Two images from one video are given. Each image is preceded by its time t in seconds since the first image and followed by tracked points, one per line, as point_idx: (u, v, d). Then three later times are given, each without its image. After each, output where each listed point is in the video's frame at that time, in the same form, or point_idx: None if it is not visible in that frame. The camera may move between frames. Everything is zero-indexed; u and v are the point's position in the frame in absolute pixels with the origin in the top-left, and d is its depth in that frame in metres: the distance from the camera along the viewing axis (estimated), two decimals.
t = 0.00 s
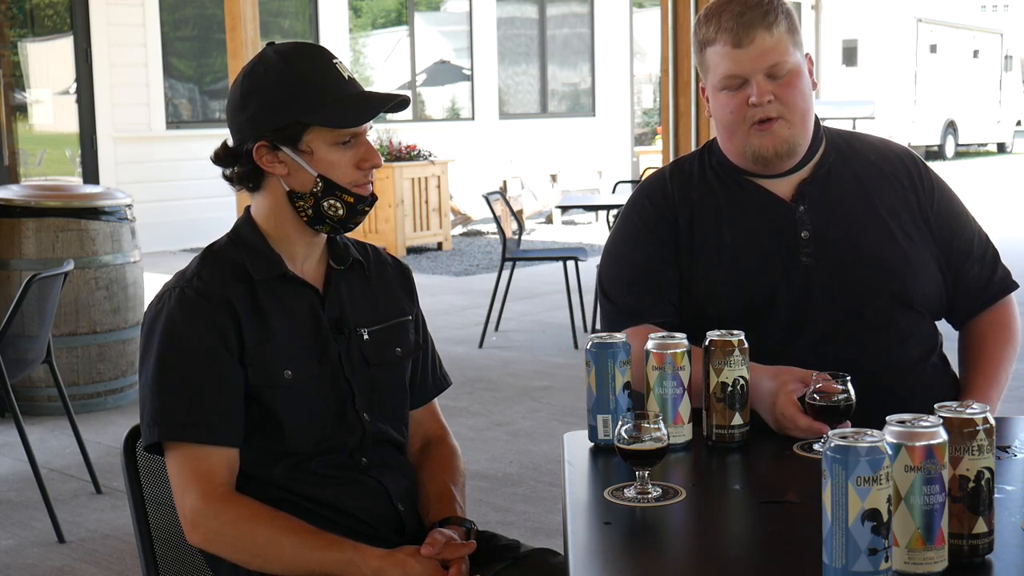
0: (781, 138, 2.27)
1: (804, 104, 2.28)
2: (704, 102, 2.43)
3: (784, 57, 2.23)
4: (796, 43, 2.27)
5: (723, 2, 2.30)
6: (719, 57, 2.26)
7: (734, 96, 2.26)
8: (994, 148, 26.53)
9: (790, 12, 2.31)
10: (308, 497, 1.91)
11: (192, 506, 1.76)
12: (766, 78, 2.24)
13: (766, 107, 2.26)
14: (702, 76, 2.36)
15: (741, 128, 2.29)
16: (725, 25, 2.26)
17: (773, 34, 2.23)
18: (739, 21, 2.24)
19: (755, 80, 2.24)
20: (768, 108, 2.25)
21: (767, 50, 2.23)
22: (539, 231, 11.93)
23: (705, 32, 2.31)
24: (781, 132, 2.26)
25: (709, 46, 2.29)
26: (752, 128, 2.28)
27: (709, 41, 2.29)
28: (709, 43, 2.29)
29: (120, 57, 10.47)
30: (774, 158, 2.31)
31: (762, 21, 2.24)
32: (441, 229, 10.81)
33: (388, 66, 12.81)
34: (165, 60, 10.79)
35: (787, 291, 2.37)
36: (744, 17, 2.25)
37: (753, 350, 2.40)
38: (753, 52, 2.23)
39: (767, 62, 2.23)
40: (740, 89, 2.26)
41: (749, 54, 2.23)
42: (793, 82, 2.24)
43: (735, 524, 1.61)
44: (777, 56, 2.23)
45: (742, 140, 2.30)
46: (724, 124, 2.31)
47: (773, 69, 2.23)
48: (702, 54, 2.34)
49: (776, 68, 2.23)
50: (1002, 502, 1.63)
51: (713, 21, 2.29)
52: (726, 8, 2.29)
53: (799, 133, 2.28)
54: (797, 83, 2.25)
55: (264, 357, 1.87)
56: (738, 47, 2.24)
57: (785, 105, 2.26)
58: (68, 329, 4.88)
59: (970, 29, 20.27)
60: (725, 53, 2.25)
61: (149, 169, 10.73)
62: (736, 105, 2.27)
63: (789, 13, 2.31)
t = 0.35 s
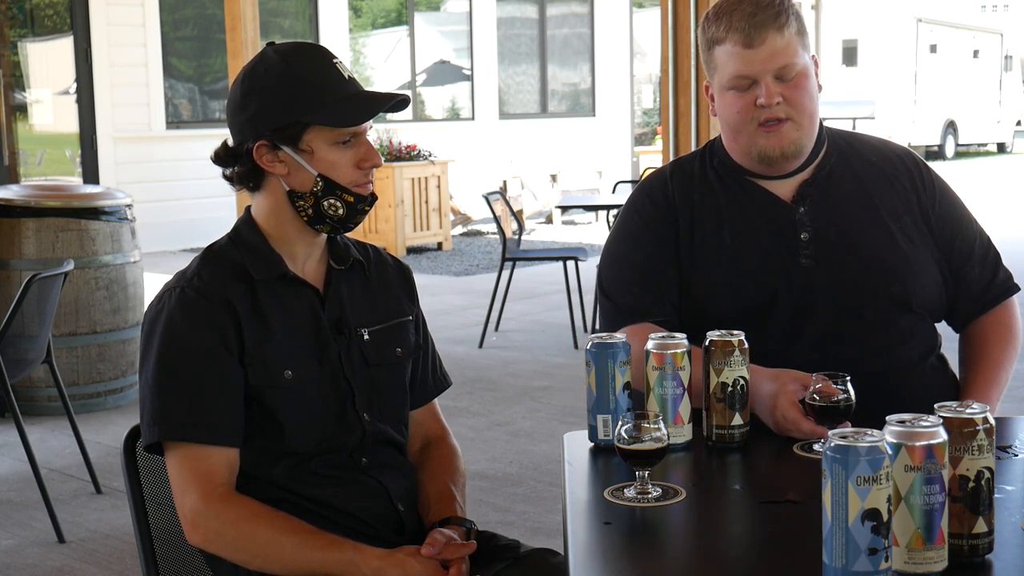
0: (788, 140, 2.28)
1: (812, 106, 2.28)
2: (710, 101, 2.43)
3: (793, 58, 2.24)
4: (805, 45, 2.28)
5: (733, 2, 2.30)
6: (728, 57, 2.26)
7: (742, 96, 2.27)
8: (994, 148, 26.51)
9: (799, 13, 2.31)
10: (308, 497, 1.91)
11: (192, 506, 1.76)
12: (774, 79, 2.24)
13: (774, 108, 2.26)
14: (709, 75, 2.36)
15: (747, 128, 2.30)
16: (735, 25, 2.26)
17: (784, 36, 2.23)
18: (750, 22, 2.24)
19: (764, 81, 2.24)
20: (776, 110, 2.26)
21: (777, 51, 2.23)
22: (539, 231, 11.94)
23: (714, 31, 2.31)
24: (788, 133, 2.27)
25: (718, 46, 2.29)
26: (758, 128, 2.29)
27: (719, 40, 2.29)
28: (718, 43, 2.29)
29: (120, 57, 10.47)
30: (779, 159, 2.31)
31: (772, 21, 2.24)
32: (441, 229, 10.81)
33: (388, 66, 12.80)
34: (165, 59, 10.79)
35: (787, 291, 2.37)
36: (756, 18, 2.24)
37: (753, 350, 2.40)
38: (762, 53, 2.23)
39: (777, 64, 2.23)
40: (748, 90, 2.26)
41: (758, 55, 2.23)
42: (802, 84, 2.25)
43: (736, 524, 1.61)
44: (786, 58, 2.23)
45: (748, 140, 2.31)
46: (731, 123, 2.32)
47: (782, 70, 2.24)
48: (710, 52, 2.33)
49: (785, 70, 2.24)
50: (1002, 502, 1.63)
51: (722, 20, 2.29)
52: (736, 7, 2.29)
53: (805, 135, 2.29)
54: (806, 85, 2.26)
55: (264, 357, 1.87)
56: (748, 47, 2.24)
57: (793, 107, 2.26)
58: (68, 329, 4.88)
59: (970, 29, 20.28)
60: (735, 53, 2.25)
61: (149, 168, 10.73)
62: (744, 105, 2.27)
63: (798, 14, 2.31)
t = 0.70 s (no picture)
0: (788, 136, 2.28)
1: (813, 103, 2.28)
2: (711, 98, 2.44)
3: (795, 55, 2.24)
4: (806, 43, 2.28)
5: None
6: (730, 52, 2.27)
7: (744, 92, 2.27)
8: (994, 147, 26.49)
9: (802, 12, 2.31)
10: (308, 497, 1.91)
11: (192, 507, 1.76)
12: (776, 76, 2.24)
13: (775, 104, 2.27)
14: (711, 71, 2.36)
15: (748, 124, 2.30)
16: (738, 22, 2.27)
17: (786, 33, 2.24)
18: (752, 18, 2.25)
19: (766, 77, 2.24)
20: (778, 106, 2.26)
21: (779, 48, 2.23)
22: (539, 231, 11.94)
23: (716, 27, 2.31)
24: (787, 130, 2.27)
25: (720, 42, 2.29)
26: (759, 125, 2.29)
27: (721, 36, 2.29)
28: (721, 39, 2.29)
29: (120, 57, 10.47)
30: (779, 156, 2.32)
31: (774, 19, 2.24)
32: (441, 229, 10.81)
33: (388, 66, 12.79)
34: (165, 59, 10.79)
35: (787, 289, 2.37)
36: (759, 14, 2.25)
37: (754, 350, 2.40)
38: (764, 49, 2.23)
39: (778, 61, 2.24)
40: (749, 86, 2.27)
41: (761, 52, 2.24)
42: (803, 81, 2.25)
43: (736, 524, 1.61)
44: (789, 55, 2.24)
45: (748, 136, 2.31)
46: (732, 119, 2.32)
47: (783, 67, 2.24)
48: (712, 49, 2.34)
49: (787, 67, 2.24)
50: (1003, 502, 1.63)
51: (725, 17, 2.30)
52: (739, 4, 2.30)
53: (805, 132, 2.29)
54: (807, 83, 2.26)
55: (265, 356, 1.87)
56: (750, 43, 2.24)
57: (794, 103, 2.27)
58: (68, 329, 4.88)
59: (970, 29, 20.28)
60: (737, 48, 2.25)
61: (149, 169, 10.73)
62: (745, 101, 2.27)
63: (802, 13, 2.31)
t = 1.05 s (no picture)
0: (790, 133, 2.28)
1: (816, 100, 2.28)
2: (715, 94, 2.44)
3: (798, 52, 2.24)
4: (810, 41, 2.28)
5: None
6: (733, 48, 2.27)
7: (746, 88, 2.27)
8: (994, 147, 26.47)
9: (806, 10, 2.31)
10: (307, 497, 1.91)
11: (192, 507, 1.76)
12: (779, 72, 2.24)
13: (777, 100, 2.27)
14: (714, 68, 2.36)
15: (750, 119, 2.30)
16: (742, 17, 2.27)
17: (790, 29, 2.24)
18: (757, 14, 2.25)
19: (769, 73, 2.24)
20: (780, 102, 2.26)
21: (783, 44, 2.23)
22: (539, 231, 11.94)
23: (721, 23, 2.31)
24: (790, 126, 2.27)
25: (724, 37, 2.29)
26: (761, 120, 2.29)
27: (725, 32, 2.29)
28: (724, 35, 2.29)
29: (120, 57, 10.47)
30: (780, 152, 2.32)
31: (779, 15, 2.25)
32: (441, 229, 10.81)
33: (388, 66, 12.80)
34: (165, 59, 10.79)
35: (788, 287, 2.37)
36: (763, 10, 2.25)
37: (754, 348, 2.40)
38: (768, 44, 2.23)
39: (782, 56, 2.23)
40: (752, 81, 2.26)
41: (763, 47, 2.23)
42: (806, 78, 2.25)
43: (735, 524, 1.61)
44: (792, 51, 2.23)
45: (750, 131, 2.31)
46: (734, 114, 2.32)
47: (787, 63, 2.24)
48: (716, 44, 2.34)
49: (790, 63, 2.24)
50: (1003, 501, 1.63)
51: (730, 12, 2.29)
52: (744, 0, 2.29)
53: (808, 129, 2.29)
54: (810, 80, 2.26)
55: (264, 356, 1.87)
56: (753, 39, 2.24)
57: (797, 100, 2.26)
58: (68, 329, 4.88)
59: (970, 29, 20.28)
60: (741, 43, 2.25)
61: (149, 168, 10.73)
62: (747, 97, 2.27)
63: (806, 11, 2.31)
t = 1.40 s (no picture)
0: (798, 126, 2.29)
1: (829, 96, 2.29)
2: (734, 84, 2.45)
3: (815, 47, 2.25)
4: (829, 38, 2.29)
5: None
6: (752, 39, 2.28)
7: (760, 78, 2.28)
8: (994, 147, 26.47)
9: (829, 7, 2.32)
10: (307, 497, 1.91)
11: (192, 506, 1.76)
12: (793, 65, 2.25)
13: (790, 92, 2.27)
14: (733, 57, 2.37)
15: (762, 110, 2.32)
16: (762, 9, 2.28)
17: (808, 24, 2.25)
18: (777, 5, 2.26)
19: (783, 65, 2.25)
20: (791, 95, 2.27)
21: (799, 38, 2.24)
22: (539, 231, 11.94)
23: (741, 12, 2.33)
24: (799, 119, 2.28)
25: (744, 27, 2.30)
26: (771, 111, 2.31)
27: (745, 22, 2.30)
28: (745, 25, 2.30)
29: (120, 57, 10.47)
30: (789, 145, 2.32)
31: (799, 9, 2.26)
32: (441, 229, 10.81)
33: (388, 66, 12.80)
34: (165, 59, 10.79)
35: (790, 282, 2.38)
36: (783, 2, 2.26)
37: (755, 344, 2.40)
38: (784, 37, 2.24)
39: (798, 49, 2.24)
40: (766, 73, 2.28)
41: (779, 39, 2.25)
42: (821, 73, 2.26)
43: (735, 524, 1.61)
44: (808, 45, 2.24)
45: (761, 121, 2.32)
46: (747, 104, 2.34)
47: (802, 57, 2.25)
48: (736, 33, 2.35)
49: (805, 57, 2.25)
50: (1003, 502, 1.63)
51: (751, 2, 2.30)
52: None
53: (819, 122, 2.29)
54: (825, 75, 2.27)
55: (264, 355, 1.87)
56: (771, 30, 2.25)
57: (809, 94, 2.27)
58: (68, 329, 4.88)
59: (970, 29, 20.27)
60: (759, 33, 2.26)
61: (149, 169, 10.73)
62: (760, 88, 2.29)
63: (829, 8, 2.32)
